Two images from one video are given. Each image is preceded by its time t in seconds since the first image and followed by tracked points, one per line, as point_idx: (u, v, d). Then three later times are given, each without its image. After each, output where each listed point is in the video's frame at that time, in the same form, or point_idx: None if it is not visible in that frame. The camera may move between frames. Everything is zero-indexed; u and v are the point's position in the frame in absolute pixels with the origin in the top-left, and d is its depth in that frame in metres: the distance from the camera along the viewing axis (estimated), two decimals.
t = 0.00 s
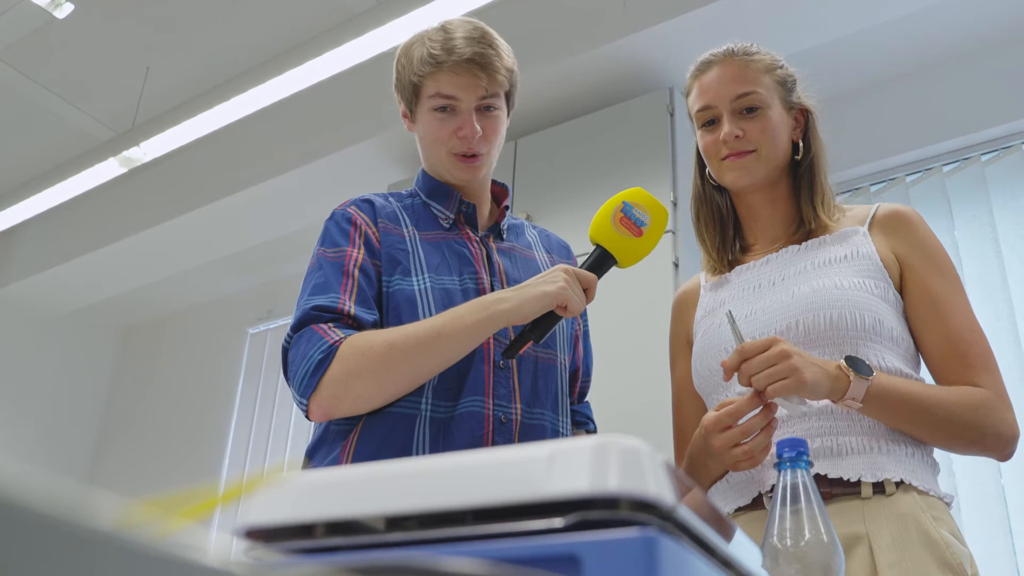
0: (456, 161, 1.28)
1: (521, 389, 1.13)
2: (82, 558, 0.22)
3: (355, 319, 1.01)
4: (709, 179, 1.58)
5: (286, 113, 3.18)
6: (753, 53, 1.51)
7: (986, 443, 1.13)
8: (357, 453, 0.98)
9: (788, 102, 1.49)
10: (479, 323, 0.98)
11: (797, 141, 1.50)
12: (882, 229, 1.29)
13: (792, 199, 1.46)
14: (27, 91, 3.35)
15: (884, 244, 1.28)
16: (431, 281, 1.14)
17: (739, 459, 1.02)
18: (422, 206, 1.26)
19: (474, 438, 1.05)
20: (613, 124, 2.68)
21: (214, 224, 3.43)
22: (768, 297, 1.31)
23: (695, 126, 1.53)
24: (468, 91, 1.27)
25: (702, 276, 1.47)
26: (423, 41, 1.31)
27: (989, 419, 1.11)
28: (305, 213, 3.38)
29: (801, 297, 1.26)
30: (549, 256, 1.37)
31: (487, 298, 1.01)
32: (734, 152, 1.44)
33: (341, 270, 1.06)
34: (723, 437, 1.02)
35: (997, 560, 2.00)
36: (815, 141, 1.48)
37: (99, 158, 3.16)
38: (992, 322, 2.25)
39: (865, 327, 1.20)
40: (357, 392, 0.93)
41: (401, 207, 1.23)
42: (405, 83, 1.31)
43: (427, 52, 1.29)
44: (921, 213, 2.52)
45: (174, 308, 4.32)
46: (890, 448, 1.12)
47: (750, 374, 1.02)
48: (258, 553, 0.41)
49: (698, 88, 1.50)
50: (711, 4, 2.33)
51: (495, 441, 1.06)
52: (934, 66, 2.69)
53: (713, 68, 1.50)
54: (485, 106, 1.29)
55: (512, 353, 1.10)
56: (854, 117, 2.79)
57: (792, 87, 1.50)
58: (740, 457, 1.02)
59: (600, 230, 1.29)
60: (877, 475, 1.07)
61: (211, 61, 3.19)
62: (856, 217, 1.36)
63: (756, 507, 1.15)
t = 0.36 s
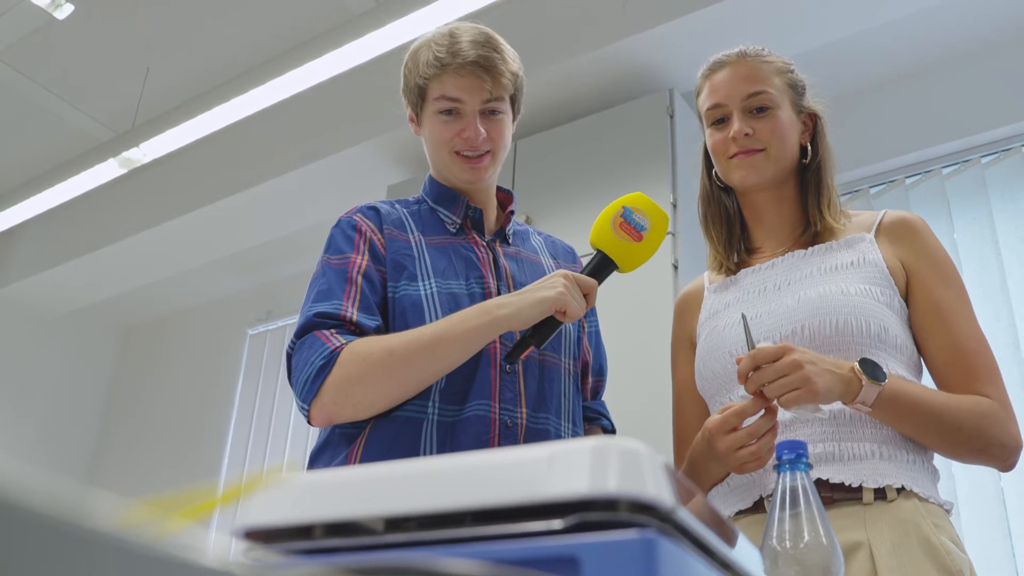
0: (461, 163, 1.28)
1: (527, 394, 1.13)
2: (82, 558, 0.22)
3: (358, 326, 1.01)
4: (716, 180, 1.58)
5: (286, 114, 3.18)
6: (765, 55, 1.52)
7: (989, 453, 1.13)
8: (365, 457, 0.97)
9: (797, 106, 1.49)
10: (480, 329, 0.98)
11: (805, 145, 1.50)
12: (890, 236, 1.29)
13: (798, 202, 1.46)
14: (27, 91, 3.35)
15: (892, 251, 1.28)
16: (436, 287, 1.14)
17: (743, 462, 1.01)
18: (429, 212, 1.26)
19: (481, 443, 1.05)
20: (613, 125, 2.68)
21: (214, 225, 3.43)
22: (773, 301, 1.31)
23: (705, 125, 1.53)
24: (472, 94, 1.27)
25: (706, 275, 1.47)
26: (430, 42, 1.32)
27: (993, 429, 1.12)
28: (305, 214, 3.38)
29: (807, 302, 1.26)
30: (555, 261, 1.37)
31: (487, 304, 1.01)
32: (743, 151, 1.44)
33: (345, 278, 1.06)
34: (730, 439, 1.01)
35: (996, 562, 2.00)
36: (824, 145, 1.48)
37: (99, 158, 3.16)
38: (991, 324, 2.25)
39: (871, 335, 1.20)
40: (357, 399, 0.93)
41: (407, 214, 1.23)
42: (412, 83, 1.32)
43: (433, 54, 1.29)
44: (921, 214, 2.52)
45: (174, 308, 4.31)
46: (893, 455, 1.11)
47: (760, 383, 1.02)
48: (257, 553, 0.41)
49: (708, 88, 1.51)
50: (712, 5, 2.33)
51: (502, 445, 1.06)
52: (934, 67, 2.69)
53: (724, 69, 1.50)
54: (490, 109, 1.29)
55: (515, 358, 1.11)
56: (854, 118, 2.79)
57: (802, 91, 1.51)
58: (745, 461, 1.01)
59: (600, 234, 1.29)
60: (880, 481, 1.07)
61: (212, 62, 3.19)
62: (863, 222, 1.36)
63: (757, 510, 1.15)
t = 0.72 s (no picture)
0: (468, 166, 1.28)
1: (530, 393, 1.13)
2: (82, 557, 0.22)
3: (359, 327, 1.01)
4: (717, 182, 1.58)
5: (286, 113, 3.18)
6: (766, 58, 1.52)
7: (990, 452, 1.13)
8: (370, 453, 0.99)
9: (799, 108, 1.49)
10: (479, 330, 0.98)
11: (807, 147, 1.50)
12: (891, 237, 1.29)
13: (801, 204, 1.46)
14: (26, 91, 3.35)
15: (892, 252, 1.28)
16: (440, 289, 1.14)
17: (744, 458, 1.01)
18: (436, 215, 1.26)
19: (483, 443, 1.05)
20: (612, 125, 2.68)
21: (214, 224, 3.43)
22: (775, 303, 1.31)
23: (706, 128, 1.53)
24: (478, 96, 1.28)
25: (708, 278, 1.47)
26: (436, 49, 1.33)
27: (995, 428, 1.12)
28: (305, 213, 3.38)
29: (809, 301, 1.26)
30: (563, 262, 1.37)
31: (485, 305, 1.01)
32: (746, 153, 1.44)
33: (348, 280, 1.06)
34: (732, 435, 1.01)
35: (996, 561, 2.00)
36: (825, 147, 1.48)
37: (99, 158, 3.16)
38: (991, 323, 2.25)
39: (873, 334, 1.20)
40: (357, 399, 0.92)
41: (412, 218, 1.23)
42: (419, 89, 1.33)
43: (440, 58, 1.30)
44: (921, 214, 2.51)
45: (173, 308, 4.31)
46: (895, 454, 1.11)
47: (762, 378, 1.02)
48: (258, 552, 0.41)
49: (710, 91, 1.51)
50: (712, 4, 2.32)
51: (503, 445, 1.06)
52: (934, 67, 2.69)
53: (726, 72, 1.51)
54: (495, 112, 1.30)
55: (515, 359, 1.11)
56: (854, 118, 2.79)
57: (803, 94, 1.51)
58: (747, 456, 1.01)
59: (599, 236, 1.29)
60: (881, 480, 1.07)
61: (211, 62, 3.19)
62: (863, 225, 1.36)
63: (758, 509, 1.15)
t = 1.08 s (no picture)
0: (512, 164, 1.30)
1: (531, 392, 1.13)
2: (83, 557, 0.22)
3: (359, 332, 1.01)
4: (715, 186, 1.58)
5: (286, 113, 3.18)
6: (762, 62, 1.52)
7: (993, 447, 1.12)
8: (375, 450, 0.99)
9: (796, 111, 1.49)
10: (477, 329, 0.98)
11: (804, 150, 1.50)
12: (888, 237, 1.30)
13: (799, 207, 1.46)
14: (27, 91, 3.35)
15: (890, 251, 1.28)
16: (438, 292, 1.14)
17: (751, 461, 1.00)
18: (432, 220, 1.26)
19: (484, 441, 1.05)
20: (612, 125, 2.68)
21: (213, 224, 3.43)
22: (773, 302, 1.31)
23: (703, 134, 1.53)
24: (529, 103, 1.33)
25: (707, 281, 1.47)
26: (471, 53, 1.35)
27: (998, 423, 1.11)
28: (305, 214, 3.38)
29: (807, 299, 1.26)
30: (557, 263, 1.36)
31: (479, 306, 1.01)
32: (744, 158, 1.44)
33: (347, 286, 1.06)
34: (737, 436, 1.00)
35: (995, 561, 2.00)
36: (822, 149, 1.48)
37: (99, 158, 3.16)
38: (991, 323, 2.25)
39: (872, 330, 1.20)
40: (359, 400, 0.92)
41: (410, 223, 1.23)
42: (456, 89, 1.33)
43: (491, 61, 1.33)
44: (921, 213, 2.51)
45: (173, 308, 4.31)
46: (897, 452, 1.11)
47: (762, 378, 1.01)
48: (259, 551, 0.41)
49: (707, 96, 1.51)
50: (712, 4, 2.32)
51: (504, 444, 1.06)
52: (934, 67, 2.69)
53: (723, 76, 1.50)
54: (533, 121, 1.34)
55: (512, 359, 1.10)
56: (854, 118, 2.79)
57: (799, 97, 1.51)
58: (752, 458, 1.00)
59: (595, 238, 1.29)
60: (884, 478, 1.07)
61: (212, 61, 3.19)
62: (860, 226, 1.36)
63: (760, 510, 1.15)
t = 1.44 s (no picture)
0: (466, 165, 1.28)
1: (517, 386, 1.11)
2: (81, 556, 0.22)
3: (343, 318, 1.01)
4: (711, 188, 1.58)
5: (285, 112, 3.18)
6: (755, 63, 1.52)
7: (991, 448, 1.13)
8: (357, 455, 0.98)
9: (790, 112, 1.49)
10: (462, 318, 0.98)
11: (799, 150, 1.50)
12: (886, 237, 1.30)
13: (795, 207, 1.46)
14: (27, 91, 3.35)
15: (888, 251, 1.28)
16: (425, 284, 1.13)
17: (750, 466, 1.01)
18: (420, 215, 1.26)
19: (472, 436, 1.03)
20: (612, 124, 2.68)
21: (213, 223, 3.43)
22: (771, 303, 1.31)
23: (698, 136, 1.53)
24: (482, 100, 1.30)
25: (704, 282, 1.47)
26: (438, 52, 1.35)
27: (996, 423, 1.11)
28: (304, 213, 3.38)
29: (806, 300, 1.26)
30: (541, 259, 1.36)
31: (466, 296, 1.02)
32: (739, 161, 1.44)
33: (333, 272, 1.06)
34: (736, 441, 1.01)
35: (995, 560, 2.00)
36: (817, 149, 1.48)
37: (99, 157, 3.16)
38: (991, 322, 2.25)
39: (870, 330, 1.20)
40: (342, 385, 0.93)
41: (399, 216, 1.23)
42: (419, 88, 1.34)
43: (446, 60, 1.32)
44: (922, 212, 2.51)
45: (173, 307, 4.31)
46: (896, 451, 1.11)
47: (764, 382, 1.02)
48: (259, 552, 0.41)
49: (701, 97, 1.51)
50: (713, 3, 2.32)
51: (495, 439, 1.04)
52: (934, 66, 2.69)
53: (716, 78, 1.50)
54: (496, 118, 1.32)
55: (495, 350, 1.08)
56: (854, 117, 2.79)
57: (793, 96, 1.51)
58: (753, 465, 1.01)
59: (584, 230, 1.28)
60: (883, 476, 1.07)
61: (211, 61, 3.19)
62: (857, 225, 1.36)
63: (759, 509, 1.15)
